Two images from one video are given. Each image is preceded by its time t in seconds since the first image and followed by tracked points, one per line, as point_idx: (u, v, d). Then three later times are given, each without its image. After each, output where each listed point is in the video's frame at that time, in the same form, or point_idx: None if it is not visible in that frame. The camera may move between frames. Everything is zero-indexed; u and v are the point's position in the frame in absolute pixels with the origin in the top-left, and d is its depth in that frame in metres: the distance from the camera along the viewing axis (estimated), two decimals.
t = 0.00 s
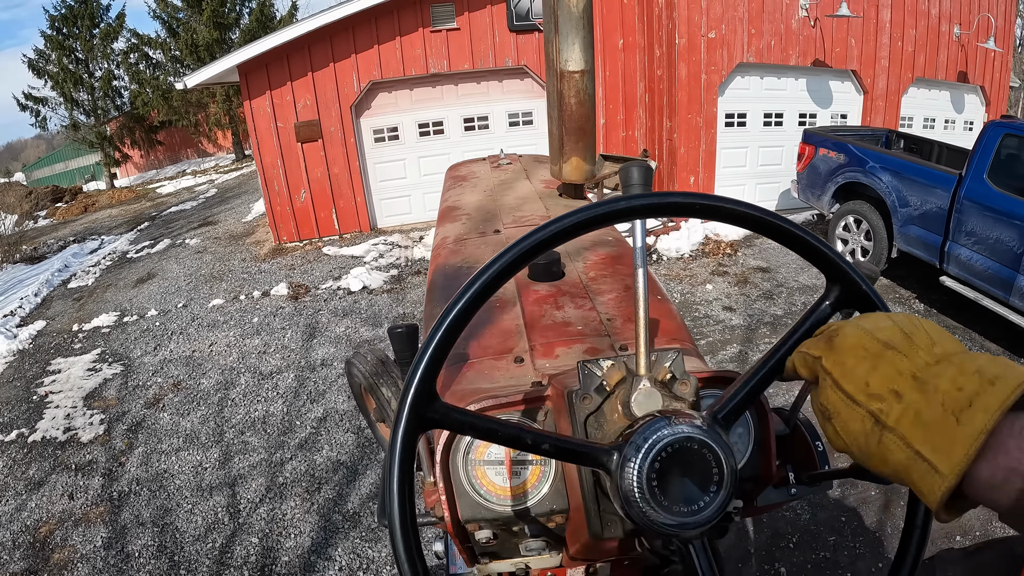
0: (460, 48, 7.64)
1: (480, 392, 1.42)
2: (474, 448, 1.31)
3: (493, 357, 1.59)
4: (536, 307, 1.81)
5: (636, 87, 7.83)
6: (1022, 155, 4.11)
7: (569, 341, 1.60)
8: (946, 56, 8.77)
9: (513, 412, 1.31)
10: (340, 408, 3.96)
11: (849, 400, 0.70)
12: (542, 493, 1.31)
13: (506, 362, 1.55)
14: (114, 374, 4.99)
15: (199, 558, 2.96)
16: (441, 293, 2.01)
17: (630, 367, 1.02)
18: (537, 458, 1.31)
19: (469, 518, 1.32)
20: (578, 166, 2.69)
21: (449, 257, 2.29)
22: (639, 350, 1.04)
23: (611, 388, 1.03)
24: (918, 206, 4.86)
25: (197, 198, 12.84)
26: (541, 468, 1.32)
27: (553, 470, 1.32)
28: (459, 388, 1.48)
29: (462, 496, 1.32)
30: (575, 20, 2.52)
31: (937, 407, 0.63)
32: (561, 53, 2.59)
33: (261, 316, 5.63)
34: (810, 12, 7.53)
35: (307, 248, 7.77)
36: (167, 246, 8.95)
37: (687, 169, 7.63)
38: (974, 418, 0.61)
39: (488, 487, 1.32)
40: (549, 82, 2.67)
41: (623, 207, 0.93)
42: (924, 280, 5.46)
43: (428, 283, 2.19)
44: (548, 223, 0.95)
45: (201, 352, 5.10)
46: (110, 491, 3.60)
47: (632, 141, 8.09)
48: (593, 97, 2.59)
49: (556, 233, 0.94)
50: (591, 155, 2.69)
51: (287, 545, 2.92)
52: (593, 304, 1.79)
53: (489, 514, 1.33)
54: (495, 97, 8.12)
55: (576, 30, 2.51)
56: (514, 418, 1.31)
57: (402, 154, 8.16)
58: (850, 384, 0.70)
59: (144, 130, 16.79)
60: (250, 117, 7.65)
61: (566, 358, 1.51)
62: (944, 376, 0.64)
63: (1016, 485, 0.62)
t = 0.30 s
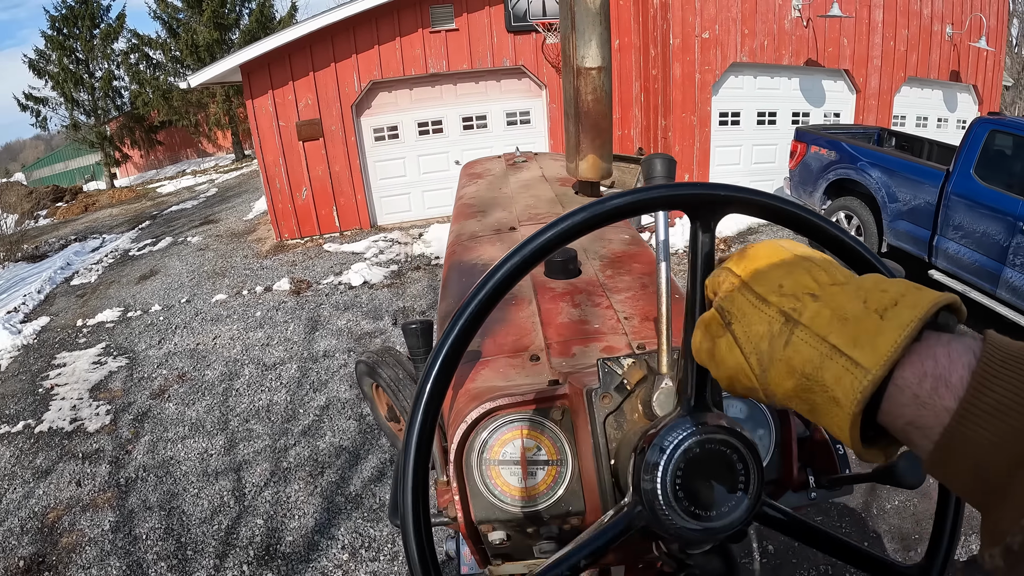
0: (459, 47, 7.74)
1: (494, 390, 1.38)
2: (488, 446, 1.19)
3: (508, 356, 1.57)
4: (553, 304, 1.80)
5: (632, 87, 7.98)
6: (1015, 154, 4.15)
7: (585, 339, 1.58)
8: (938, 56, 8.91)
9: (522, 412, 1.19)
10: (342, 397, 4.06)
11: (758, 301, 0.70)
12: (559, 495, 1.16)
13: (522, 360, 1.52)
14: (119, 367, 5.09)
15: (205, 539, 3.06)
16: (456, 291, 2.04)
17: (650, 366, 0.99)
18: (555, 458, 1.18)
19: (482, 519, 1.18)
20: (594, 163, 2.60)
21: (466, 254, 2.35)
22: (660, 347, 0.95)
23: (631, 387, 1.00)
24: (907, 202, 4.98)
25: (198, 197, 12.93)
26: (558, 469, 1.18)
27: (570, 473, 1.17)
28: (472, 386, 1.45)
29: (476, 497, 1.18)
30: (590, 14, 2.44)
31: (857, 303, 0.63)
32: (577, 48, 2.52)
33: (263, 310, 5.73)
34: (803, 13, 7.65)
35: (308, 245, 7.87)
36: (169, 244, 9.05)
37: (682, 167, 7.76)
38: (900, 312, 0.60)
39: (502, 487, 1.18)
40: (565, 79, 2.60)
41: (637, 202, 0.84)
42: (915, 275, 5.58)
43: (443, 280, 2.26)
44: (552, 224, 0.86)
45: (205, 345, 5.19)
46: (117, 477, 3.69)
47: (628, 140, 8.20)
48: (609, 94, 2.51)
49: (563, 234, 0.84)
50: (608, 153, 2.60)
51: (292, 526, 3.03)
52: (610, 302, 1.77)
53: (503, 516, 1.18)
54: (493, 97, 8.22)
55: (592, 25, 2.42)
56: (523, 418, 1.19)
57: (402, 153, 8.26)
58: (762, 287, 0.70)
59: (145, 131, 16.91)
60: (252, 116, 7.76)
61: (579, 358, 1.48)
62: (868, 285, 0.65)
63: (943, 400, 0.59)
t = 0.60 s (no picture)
0: (449, 49, 7.88)
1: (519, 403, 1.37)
2: (514, 460, 1.25)
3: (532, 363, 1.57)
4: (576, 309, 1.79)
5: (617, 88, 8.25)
6: (990, 148, 4.33)
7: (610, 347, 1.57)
8: (917, 54, 9.15)
9: (539, 425, 1.25)
10: (339, 385, 4.21)
11: (677, 410, 0.61)
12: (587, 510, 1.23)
13: (546, 370, 1.52)
14: (119, 362, 5.20)
15: (210, 521, 3.19)
16: (478, 295, 2.06)
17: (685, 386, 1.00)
18: (582, 471, 1.25)
19: (505, 535, 1.23)
20: (617, 164, 2.72)
21: (481, 254, 2.38)
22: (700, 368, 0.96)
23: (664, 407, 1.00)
24: (883, 194, 5.19)
25: (189, 199, 13.00)
26: (586, 482, 1.25)
27: (597, 487, 1.24)
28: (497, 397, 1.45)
29: (500, 510, 1.24)
30: (615, 13, 2.56)
31: (789, 410, 0.58)
32: (600, 46, 2.62)
33: (260, 306, 5.86)
34: (783, 13, 7.86)
35: (302, 244, 7.99)
36: (163, 244, 9.15)
37: (666, 164, 7.97)
38: (838, 418, 0.56)
39: (527, 499, 1.25)
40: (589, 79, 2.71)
41: (657, 214, 0.78)
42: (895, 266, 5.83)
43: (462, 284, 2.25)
44: (540, 265, 0.79)
45: (203, 340, 5.32)
46: (121, 465, 3.81)
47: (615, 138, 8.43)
48: (632, 93, 2.65)
49: (527, 300, 0.78)
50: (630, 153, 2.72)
51: (293, 506, 3.18)
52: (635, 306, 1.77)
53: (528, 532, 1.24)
54: (482, 97, 8.36)
55: (616, 24, 2.55)
56: (540, 430, 1.25)
57: (393, 153, 8.40)
58: (678, 392, 0.62)
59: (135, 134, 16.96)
60: (246, 117, 7.87)
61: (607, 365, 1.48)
62: (794, 381, 0.61)
63: (902, 514, 0.56)
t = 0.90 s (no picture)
0: (423, 51, 8.09)
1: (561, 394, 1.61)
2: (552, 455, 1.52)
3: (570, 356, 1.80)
4: (612, 304, 2.05)
5: (586, 84, 8.56)
6: (940, 134, 4.68)
7: (644, 341, 1.81)
8: (878, 47, 9.51)
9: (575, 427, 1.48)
10: (325, 370, 4.41)
11: (713, 560, 0.55)
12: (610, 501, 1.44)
13: (579, 361, 1.76)
14: (108, 359, 5.35)
15: (208, 498, 3.38)
16: (509, 286, 2.32)
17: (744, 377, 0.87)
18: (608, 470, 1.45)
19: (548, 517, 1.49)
20: (644, 157, 2.86)
21: (508, 250, 2.66)
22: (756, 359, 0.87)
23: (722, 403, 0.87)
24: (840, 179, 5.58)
25: (167, 204, 13.04)
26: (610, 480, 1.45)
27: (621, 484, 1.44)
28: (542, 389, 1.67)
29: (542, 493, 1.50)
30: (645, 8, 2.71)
31: (827, 562, 0.54)
32: (628, 40, 2.79)
33: (245, 301, 6.03)
34: (745, 11, 8.19)
35: (283, 243, 8.14)
36: (144, 248, 9.24)
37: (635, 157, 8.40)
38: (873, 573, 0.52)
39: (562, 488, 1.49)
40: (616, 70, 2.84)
41: (699, 214, 0.72)
42: (854, 250, 6.16)
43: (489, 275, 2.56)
44: (576, 280, 0.75)
45: (191, 335, 5.48)
46: (118, 453, 3.98)
47: (584, 134, 8.79)
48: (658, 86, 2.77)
49: (566, 321, 0.74)
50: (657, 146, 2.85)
51: (287, 480, 3.38)
52: (667, 302, 2.05)
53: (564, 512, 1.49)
54: (455, 97, 8.58)
55: (645, 15, 2.72)
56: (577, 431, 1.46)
57: (370, 153, 8.59)
58: (713, 539, 0.55)
59: (110, 140, 16.93)
60: (227, 119, 8.00)
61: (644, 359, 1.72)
62: (829, 529, 0.55)
63: None
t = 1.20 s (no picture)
0: (385, 57, 8.34)
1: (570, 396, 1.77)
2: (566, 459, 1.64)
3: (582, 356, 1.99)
4: (627, 303, 2.26)
5: (543, 87, 8.95)
6: (877, 124, 5.11)
7: (653, 343, 2.02)
8: (825, 45, 10.01)
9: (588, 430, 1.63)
10: (301, 362, 4.66)
11: (717, 553, 0.63)
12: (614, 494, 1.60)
13: (593, 361, 1.95)
14: (87, 362, 5.50)
15: (195, 482, 3.60)
16: (523, 288, 2.54)
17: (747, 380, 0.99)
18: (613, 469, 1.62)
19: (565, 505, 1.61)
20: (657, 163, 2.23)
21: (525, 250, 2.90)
22: (760, 360, 0.98)
23: (725, 402, 0.98)
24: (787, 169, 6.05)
25: (133, 213, 13.02)
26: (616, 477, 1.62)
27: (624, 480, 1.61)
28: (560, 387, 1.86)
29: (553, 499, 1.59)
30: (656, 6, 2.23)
31: (820, 553, 0.60)
32: (639, 43, 2.29)
33: (219, 302, 6.21)
34: (694, 13, 8.77)
35: (253, 246, 8.30)
36: (114, 256, 9.32)
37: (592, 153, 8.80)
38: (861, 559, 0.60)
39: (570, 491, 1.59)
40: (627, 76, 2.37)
41: (690, 233, 0.83)
42: (802, 236, 6.67)
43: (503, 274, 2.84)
44: (583, 297, 0.85)
45: (168, 336, 5.65)
46: (106, 447, 4.16)
47: (542, 134, 9.14)
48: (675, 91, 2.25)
49: (577, 331, 0.84)
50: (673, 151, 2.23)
51: (271, 461, 3.63)
52: (680, 305, 2.28)
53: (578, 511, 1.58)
54: (417, 101, 8.82)
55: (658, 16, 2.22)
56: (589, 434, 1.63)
57: (335, 157, 8.80)
58: (717, 535, 0.63)
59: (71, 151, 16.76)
60: (196, 126, 8.14)
61: (652, 358, 1.93)
62: (821, 521, 0.62)
63: None
